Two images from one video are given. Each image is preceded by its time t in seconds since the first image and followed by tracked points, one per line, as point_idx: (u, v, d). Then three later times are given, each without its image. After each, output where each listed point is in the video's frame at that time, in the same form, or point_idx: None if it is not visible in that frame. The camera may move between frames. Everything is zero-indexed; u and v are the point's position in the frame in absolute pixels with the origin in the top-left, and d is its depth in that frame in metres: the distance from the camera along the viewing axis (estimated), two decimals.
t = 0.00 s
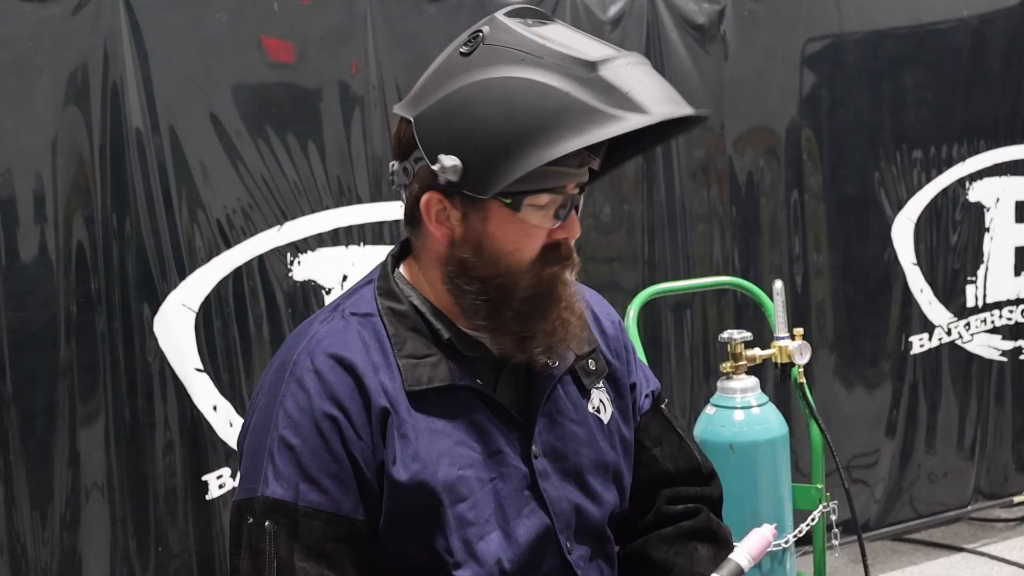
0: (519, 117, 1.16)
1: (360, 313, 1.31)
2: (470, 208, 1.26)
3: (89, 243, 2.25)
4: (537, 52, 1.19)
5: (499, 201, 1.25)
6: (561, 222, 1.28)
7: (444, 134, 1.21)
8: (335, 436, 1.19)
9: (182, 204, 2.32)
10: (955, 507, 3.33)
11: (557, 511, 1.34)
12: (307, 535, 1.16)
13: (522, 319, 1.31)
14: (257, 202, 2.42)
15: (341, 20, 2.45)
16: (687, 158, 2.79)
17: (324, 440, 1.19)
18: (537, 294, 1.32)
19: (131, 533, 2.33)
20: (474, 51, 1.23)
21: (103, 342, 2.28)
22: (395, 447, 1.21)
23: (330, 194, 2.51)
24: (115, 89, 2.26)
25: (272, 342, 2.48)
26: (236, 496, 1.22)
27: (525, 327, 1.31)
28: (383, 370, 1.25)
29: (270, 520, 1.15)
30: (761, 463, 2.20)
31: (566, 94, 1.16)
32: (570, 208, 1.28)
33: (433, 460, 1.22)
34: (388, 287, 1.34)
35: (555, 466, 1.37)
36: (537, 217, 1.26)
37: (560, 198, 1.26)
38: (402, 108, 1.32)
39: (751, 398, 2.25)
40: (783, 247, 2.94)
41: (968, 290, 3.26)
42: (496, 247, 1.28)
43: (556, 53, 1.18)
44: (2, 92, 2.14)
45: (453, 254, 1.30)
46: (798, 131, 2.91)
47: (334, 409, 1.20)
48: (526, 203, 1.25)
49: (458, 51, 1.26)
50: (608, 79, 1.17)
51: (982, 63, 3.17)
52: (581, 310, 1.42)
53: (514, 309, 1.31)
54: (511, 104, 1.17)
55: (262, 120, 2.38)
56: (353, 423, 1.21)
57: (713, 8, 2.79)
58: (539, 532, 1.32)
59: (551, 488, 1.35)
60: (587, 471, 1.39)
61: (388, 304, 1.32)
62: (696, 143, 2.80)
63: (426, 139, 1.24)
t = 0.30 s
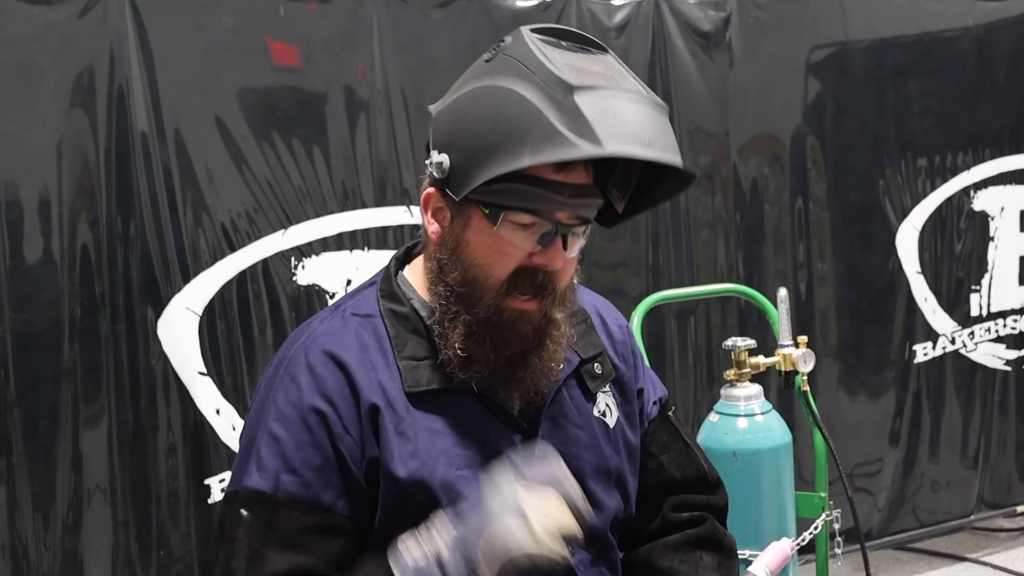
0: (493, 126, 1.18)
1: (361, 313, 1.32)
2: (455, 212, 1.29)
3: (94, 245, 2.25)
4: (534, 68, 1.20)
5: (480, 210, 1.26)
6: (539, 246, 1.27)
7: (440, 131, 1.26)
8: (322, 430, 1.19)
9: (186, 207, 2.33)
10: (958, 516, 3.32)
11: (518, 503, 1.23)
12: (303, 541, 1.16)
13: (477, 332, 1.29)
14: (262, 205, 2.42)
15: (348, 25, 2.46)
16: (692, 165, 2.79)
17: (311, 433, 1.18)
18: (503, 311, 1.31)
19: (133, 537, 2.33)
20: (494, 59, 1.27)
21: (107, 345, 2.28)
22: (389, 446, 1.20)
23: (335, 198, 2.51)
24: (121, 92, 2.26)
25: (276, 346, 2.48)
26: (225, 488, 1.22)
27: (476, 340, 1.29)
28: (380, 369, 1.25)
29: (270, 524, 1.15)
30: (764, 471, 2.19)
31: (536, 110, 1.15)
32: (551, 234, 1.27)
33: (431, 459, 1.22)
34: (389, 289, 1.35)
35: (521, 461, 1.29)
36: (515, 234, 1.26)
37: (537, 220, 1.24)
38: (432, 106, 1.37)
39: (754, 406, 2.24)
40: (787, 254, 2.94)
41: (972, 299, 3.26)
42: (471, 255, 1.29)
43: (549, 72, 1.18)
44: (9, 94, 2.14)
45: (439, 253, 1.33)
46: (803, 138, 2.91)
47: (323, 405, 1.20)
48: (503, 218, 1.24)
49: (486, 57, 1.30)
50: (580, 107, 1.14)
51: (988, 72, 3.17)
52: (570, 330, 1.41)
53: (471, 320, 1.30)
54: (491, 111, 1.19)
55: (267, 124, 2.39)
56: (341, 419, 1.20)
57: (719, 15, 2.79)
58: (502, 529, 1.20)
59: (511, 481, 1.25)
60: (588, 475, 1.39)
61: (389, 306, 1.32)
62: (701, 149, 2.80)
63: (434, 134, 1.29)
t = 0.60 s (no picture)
0: (502, 137, 1.17)
1: (366, 314, 1.32)
2: (461, 215, 1.29)
3: (98, 241, 2.26)
4: (547, 79, 1.18)
5: (485, 215, 1.26)
6: (541, 255, 1.26)
7: (452, 135, 1.25)
8: (324, 432, 1.19)
9: (190, 205, 2.33)
10: (959, 519, 3.32)
11: (464, 474, 1.09)
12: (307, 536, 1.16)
13: (478, 337, 1.29)
14: (266, 203, 2.42)
15: (354, 23, 2.46)
16: (696, 166, 2.79)
17: (313, 435, 1.19)
18: (503, 316, 1.31)
19: (134, 533, 2.33)
20: (509, 64, 1.25)
21: (110, 341, 2.28)
22: (393, 447, 1.20)
23: (338, 196, 2.51)
24: (126, 89, 2.26)
25: (279, 344, 2.48)
26: (231, 488, 1.23)
27: (476, 345, 1.29)
28: (384, 369, 1.25)
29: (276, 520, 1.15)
30: (767, 472, 2.19)
31: (545, 124, 1.15)
32: (554, 244, 1.25)
33: (435, 461, 1.22)
34: (397, 290, 1.35)
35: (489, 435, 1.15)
36: (519, 242, 1.26)
37: (541, 230, 1.23)
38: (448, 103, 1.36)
39: (757, 407, 2.24)
40: (791, 256, 2.94)
41: (976, 302, 3.26)
42: (474, 258, 1.29)
43: (561, 84, 1.17)
44: (14, 90, 2.15)
45: (444, 254, 1.33)
46: (807, 140, 2.91)
47: (326, 407, 1.20)
48: (507, 225, 1.24)
49: (503, 59, 1.28)
50: (588, 126, 1.13)
51: (993, 75, 3.16)
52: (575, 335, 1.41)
53: (472, 324, 1.30)
54: (501, 122, 1.18)
55: (271, 122, 2.39)
56: (344, 419, 1.20)
57: (724, 16, 2.79)
58: (456, 507, 1.08)
59: (465, 452, 1.12)
60: (593, 478, 1.38)
61: (397, 307, 1.33)
62: (705, 150, 2.80)
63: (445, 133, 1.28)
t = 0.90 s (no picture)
0: (477, 117, 1.19)
1: (371, 317, 1.32)
2: (450, 208, 1.31)
3: (99, 242, 2.26)
4: (517, 57, 1.21)
5: (473, 204, 1.28)
6: (533, 239, 1.28)
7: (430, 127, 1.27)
8: (338, 437, 1.19)
9: (192, 206, 2.33)
10: (960, 522, 3.31)
11: (529, 534, 1.15)
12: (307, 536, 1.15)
13: (476, 328, 1.30)
14: (267, 204, 2.42)
15: (355, 24, 2.46)
16: (697, 168, 2.80)
17: (327, 440, 1.19)
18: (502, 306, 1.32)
19: (135, 534, 2.33)
20: (481, 55, 1.28)
21: (111, 341, 2.28)
22: (401, 452, 1.20)
23: (339, 198, 2.51)
24: (128, 90, 2.27)
25: (280, 345, 2.48)
26: (246, 497, 1.23)
27: (477, 336, 1.30)
28: (390, 373, 1.25)
29: (275, 521, 1.15)
30: (767, 475, 2.19)
31: (518, 99, 1.17)
32: (546, 227, 1.27)
33: (441, 465, 1.22)
34: (400, 293, 1.35)
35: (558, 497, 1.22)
36: (509, 228, 1.27)
37: (531, 212, 1.26)
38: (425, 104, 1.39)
39: (757, 410, 2.24)
40: (792, 259, 2.94)
41: (976, 306, 3.26)
42: (466, 249, 1.31)
43: (530, 60, 1.19)
44: (16, 91, 2.15)
45: (436, 250, 1.35)
46: (809, 143, 2.91)
47: (338, 411, 1.20)
48: (495, 211, 1.26)
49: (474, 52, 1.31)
50: (560, 94, 1.15)
51: (994, 78, 3.16)
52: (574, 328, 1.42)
53: (470, 316, 1.31)
54: (476, 104, 1.20)
55: (273, 123, 2.39)
56: (356, 424, 1.21)
57: (726, 18, 2.79)
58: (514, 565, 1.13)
59: (533, 512, 1.18)
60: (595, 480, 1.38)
61: (400, 310, 1.32)
62: (706, 153, 2.80)
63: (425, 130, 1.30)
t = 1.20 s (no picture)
0: (425, 92, 1.28)
1: (373, 315, 1.31)
2: (425, 197, 1.36)
3: (104, 247, 2.26)
4: (457, 32, 1.30)
5: (443, 187, 1.32)
6: (501, 211, 1.29)
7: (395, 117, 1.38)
8: (351, 419, 1.17)
9: (196, 211, 2.34)
10: (964, 529, 3.31)
11: (615, 525, 1.04)
12: (336, 508, 1.11)
13: (454, 306, 1.30)
14: (272, 210, 2.42)
15: (360, 30, 2.46)
16: (701, 174, 2.80)
17: (342, 420, 1.16)
18: (480, 284, 1.31)
19: (139, 540, 2.33)
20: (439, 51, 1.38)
21: (115, 346, 2.29)
22: (410, 438, 1.18)
23: (344, 203, 2.51)
24: (132, 95, 2.27)
25: (284, 350, 2.47)
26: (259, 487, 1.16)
27: (455, 314, 1.29)
28: (394, 365, 1.24)
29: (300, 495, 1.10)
30: (771, 481, 2.18)
31: (453, 63, 1.26)
32: (513, 198, 1.29)
33: (446, 458, 1.21)
34: (401, 291, 1.36)
35: (653, 494, 1.07)
36: (476, 203, 1.30)
37: (493, 183, 1.28)
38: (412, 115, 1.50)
39: (761, 416, 2.24)
40: (796, 265, 2.94)
41: (981, 312, 3.25)
42: (440, 233, 1.34)
43: (466, 29, 1.28)
44: (22, 97, 2.16)
45: (417, 241, 1.39)
46: (813, 149, 2.91)
47: (351, 394, 1.18)
48: (461, 187, 1.30)
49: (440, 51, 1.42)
50: (486, 45, 1.24)
51: (999, 84, 3.16)
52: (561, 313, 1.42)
53: (447, 295, 1.31)
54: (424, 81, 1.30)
55: (277, 129, 2.39)
56: (367, 407, 1.19)
57: (730, 25, 2.79)
58: (593, 558, 1.03)
59: (627, 506, 1.07)
60: (593, 485, 1.34)
61: (400, 307, 1.33)
62: (710, 159, 2.80)
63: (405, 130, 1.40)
